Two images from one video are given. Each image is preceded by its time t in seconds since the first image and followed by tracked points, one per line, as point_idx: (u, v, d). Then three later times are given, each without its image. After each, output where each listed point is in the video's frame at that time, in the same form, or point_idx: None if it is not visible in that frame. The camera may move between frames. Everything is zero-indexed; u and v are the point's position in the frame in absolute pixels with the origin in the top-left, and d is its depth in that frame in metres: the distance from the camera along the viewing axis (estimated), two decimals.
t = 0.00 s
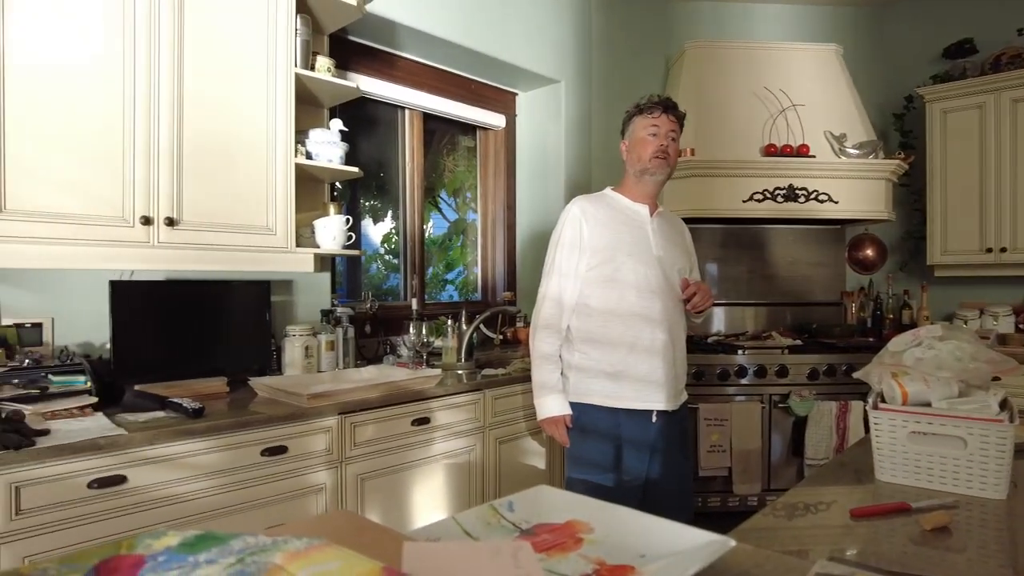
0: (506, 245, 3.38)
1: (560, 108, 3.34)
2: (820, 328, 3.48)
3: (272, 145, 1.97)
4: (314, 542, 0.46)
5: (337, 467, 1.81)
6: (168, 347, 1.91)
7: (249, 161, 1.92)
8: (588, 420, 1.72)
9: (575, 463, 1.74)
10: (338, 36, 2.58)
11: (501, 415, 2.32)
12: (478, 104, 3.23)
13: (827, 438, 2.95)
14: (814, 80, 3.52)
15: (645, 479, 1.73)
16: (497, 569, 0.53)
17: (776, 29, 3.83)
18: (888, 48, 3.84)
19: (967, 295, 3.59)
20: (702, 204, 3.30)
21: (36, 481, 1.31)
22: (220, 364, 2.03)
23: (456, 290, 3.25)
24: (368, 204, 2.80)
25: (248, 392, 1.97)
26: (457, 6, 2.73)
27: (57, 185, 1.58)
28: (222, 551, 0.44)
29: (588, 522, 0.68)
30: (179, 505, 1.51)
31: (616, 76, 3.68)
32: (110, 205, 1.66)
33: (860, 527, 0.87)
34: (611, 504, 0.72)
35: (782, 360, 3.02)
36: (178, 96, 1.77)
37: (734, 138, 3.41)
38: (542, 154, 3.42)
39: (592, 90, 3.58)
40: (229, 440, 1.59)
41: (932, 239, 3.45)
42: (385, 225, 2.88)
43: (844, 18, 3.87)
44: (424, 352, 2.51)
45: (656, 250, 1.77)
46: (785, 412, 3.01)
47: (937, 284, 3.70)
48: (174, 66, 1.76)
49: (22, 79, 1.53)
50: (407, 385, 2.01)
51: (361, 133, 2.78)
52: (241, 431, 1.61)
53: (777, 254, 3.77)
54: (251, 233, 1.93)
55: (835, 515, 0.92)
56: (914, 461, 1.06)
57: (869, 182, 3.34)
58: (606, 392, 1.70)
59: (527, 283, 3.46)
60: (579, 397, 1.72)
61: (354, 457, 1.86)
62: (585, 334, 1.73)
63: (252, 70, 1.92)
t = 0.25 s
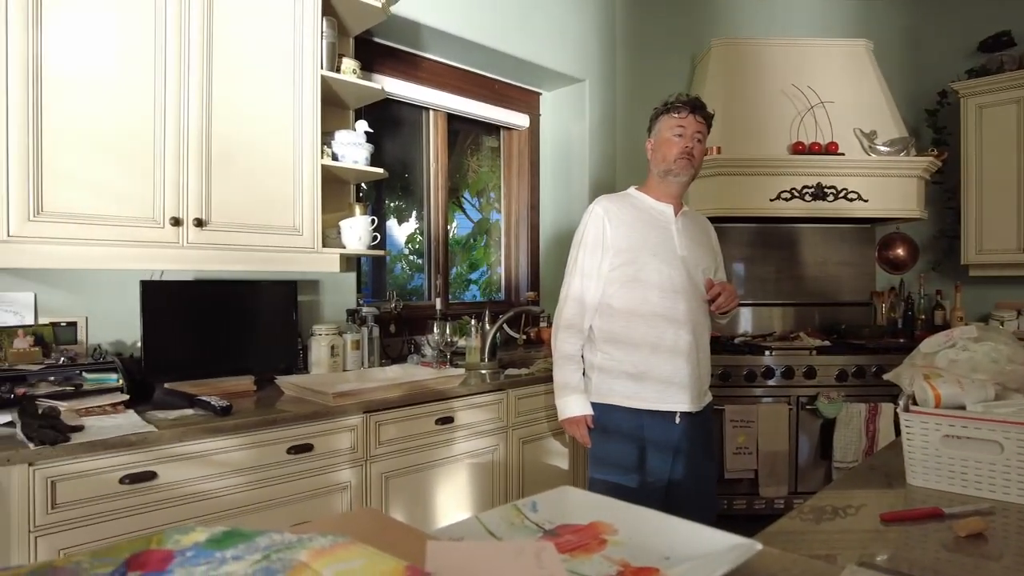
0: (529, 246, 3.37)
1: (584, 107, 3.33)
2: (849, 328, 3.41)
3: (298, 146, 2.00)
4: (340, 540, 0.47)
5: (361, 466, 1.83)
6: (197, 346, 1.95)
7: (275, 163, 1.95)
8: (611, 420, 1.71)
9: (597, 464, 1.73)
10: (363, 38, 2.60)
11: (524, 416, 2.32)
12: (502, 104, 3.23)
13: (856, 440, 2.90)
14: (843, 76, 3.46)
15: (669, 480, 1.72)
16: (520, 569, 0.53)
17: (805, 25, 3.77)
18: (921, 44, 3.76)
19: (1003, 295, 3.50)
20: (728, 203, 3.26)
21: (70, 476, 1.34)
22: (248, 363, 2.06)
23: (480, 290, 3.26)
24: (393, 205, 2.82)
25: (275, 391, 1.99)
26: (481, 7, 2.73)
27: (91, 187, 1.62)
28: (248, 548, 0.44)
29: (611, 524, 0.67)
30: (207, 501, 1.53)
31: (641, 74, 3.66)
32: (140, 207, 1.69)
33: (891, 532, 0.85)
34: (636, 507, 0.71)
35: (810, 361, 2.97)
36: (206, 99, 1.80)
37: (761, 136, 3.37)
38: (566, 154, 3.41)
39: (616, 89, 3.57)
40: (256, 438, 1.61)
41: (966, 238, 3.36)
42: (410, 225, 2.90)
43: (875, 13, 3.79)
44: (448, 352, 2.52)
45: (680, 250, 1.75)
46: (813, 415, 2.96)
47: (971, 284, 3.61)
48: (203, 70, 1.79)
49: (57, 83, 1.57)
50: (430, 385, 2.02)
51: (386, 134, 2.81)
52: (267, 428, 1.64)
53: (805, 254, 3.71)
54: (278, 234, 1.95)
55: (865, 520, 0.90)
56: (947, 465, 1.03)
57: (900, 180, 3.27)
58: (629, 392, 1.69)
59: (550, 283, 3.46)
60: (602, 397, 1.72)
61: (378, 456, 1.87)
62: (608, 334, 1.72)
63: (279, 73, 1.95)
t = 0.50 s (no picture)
0: (545, 245, 3.37)
1: (600, 107, 3.32)
2: (869, 329, 3.37)
3: (316, 147, 2.01)
4: (358, 538, 0.47)
5: (378, 464, 1.84)
6: (216, 346, 1.97)
7: (294, 164, 1.96)
8: (628, 421, 1.70)
9: (614, 465, 1.72)
10: (380, 39, 2.62)
11: (540, 415, 2.32)
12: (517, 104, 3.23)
13: (876, 442, 2.86)
14: (863, 74, 3.42)
15: (686, 482, 1.71)
16: (538, 569, 0.53)
17: (824, 22, 3.73)
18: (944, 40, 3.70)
19: None
20: (746, 202, 3.23)
21: (93, 473, 1.36)
22: (266, 362, 2.08)
23: (496, 290, 3.26)
24: (409, 205, 2.83)
25: (293, 390, 2.01)
26: (497, 7, 2.74)
27: (113, 188, 1.64)
28: (268, 545, 0.45)
29: (629, 524, 0.67)
30: (226, 499, 1.55)
31: (658, 73, 3.64)
32: (161, 207, 1.71)
33: (912, 535, 0.84)
34: (653, 507, 0.71)
35: (829, 361, 2.94)
36: (226, 101, 1.82)
37: (779, 134, 3.33)
38: (582, 154, 3.40)
39: (633, 88, 3.55)
40: (275, 436, 1.63)
41: (990, 237, 3.30)
42: (426, 226, 2.91)
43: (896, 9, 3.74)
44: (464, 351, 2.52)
45: (696, 250, 1.74)
46: (832, 417, 2.94)
47: (995, 284, 3.55)
48: (222, 72, 1.81)
49: (80, 86, 1.59)
50: (447, 384, 2.03)
51: (403, 134, 2.82)
52: (285, 427, 1.65)
53: (824, 254, 3.67)
54: (296, 234, 1.97)
55: (886, 523, 0.89)
56: (972, 469, 1.01)
57: (922, 178, 3.22)
58: (645, 393, 1.68)
59: (565, 282, 3.45)
60: (618, 398, 1.71)
61: (395, 455, 1.88)
62: (625, 335, 1.71)
63: (297, 75, 1.97)
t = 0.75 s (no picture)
0: (556, 245, 3.37)
1: (612, 106, 3.31)
2: (883, 329, 3.34)
3: (328, 148, 2.02)
4: (370, 537, 0.47)
5: (389, 464, 1.85)
6: (229, 345, 1.98)
7: (306, 165, 1.97)
8: (639, 421, 1.70)
9: (625, 465, 1.72)
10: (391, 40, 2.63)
11: (552, 416, 2.32)
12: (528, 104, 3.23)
13: (891, 444, 2.83)
14: (878, 72, 3.39)
15: (698, 482, 1.70)
16: (550, 569, 0.53)
17: (838, 19, 3.69)
18: (960, 37, 3.66)
19: None
20: (759, 201, 3.21)
21: (108, 471, 1.38)
22: (278, 361, 2.09)
23: (507, 290, 3.26)
24: (420, 205, 2.84)
25: (305, 389, 2.02)
26: (508, 7, 2.74)
27: (128, 189, 1.66)
28: (281, 544, 0.45)
29: (642, 525, 0.67)
30: (238, 497, 1.56)
31: (670, 72, 3.62)
32: (175, 208, 1.73)
33: (927, 538, 0.83)
34: (666, 508, 0.71)
35: (843, 362, 2.91)
36: (238, 102, 1.83)
37: (792, 133, 3.31)
38: (593, 153, 3.40)
39: (644, 87, 3.54)
40: (287, 435, 1.64)
41: (1007, 236, 3.26)
42: (437, 226, 2.91)
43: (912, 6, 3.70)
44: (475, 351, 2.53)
45: (708, 250, 1.73)
46: (846, 418, 2.91)
47: (1012, 284, 3.51)
48: (234, 74, 1.82)
49: (96, 88, 1.61)
50: (458, 384, 2.03)
51: (414, 135, 2.83)
52: (298, 426, 1.66)
53: (838, 253, 3.64)
54: (308, 234, 1.98)
55: (900, 525, 0.88)
56: (988, 471, 1.00)
57: (937, 177, 3.19)
58: (657, 393, 1.67)
59: (576, 282, 3.45)
60: (630, 398, 1.71)
61: (407, 454, 1.89)
62: (636, 335, 1.71)
63: (309, 76, 1.98)
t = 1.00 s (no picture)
0: (564, 245, 3.37)
1: (620, 106, 3.31)
2: (894, 330, 3.31)
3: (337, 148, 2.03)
4: (380, 536, 0.47)
5: (398, 463, 1.85)
6: (239, 345, 1.99)
7: (315, 165, 1.98)
8: (647, 421, 1.69)
9: (633, 465, 1.71)
10: (400, 40, 2.63)
11: (560, 415, 2.32)
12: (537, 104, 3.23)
13: (902, 445, 2.81)
14: (889, 70, 3.36)
15: (706, 483, 1.69)
16: (559, 568, 0.53)
17: (849, 17, 3.66)
18: (973, 35, 3.63)
19: None
20: (768, 201, 3.20)
21: (119, 469, 1.39)
22: (287, 361, 2.10)
23: (515, 290, 3.26)
24: (428, 206, 2.84)
25: (314, 389, 2.03)
26: (516, 7, 2.74)
27: (138, 189, 1.67)
28: (291, 542, 0.45)
29: (650, 525, 0.67)
30: (248, 496, 1.57)
31: (678, 71, 3.61)
32: (185, 208, 1.74)
33: (939, 540, 0.83)
34: (674, 508, 0.71)
35: (853, 363, 2.89)
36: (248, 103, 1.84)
37: (802, 133, 3.29)
38: (602, 153, 3.39)
39: (653, 86, 3.53)
40: (296, 434, 1.65)
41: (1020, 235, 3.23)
42: (445, 226, 2.92)
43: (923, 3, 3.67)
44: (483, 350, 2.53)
45: (717, 250, 1.73)
46: (856, 418, 2.89)
47: None
48: (244, 74, 1.83)
49: (107, 90, 1.62)
50: (467, 384, 2.04)
51: (423, 135, 2.83)
52: (307, 425, 1.67)
53: (848, 253, 3.61)
54: (317, 234, 1.99)
55: (912, 527, 0.87)
56: (1001, 473, 0.99)
57: (949, 176, 3.16)
58: (666, 393, 1.67)
59: (584, 282, 3.45)
60: (638, 398, 1.70)
61: (415, 454, 1.89)
62: (644, 335, 1.70)
63: (318, 76, 1.99)
